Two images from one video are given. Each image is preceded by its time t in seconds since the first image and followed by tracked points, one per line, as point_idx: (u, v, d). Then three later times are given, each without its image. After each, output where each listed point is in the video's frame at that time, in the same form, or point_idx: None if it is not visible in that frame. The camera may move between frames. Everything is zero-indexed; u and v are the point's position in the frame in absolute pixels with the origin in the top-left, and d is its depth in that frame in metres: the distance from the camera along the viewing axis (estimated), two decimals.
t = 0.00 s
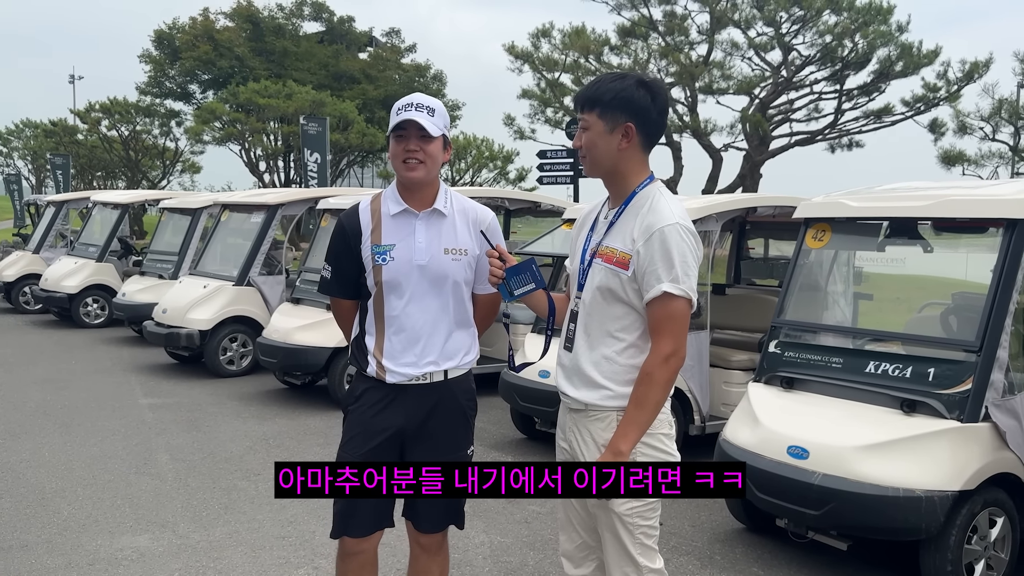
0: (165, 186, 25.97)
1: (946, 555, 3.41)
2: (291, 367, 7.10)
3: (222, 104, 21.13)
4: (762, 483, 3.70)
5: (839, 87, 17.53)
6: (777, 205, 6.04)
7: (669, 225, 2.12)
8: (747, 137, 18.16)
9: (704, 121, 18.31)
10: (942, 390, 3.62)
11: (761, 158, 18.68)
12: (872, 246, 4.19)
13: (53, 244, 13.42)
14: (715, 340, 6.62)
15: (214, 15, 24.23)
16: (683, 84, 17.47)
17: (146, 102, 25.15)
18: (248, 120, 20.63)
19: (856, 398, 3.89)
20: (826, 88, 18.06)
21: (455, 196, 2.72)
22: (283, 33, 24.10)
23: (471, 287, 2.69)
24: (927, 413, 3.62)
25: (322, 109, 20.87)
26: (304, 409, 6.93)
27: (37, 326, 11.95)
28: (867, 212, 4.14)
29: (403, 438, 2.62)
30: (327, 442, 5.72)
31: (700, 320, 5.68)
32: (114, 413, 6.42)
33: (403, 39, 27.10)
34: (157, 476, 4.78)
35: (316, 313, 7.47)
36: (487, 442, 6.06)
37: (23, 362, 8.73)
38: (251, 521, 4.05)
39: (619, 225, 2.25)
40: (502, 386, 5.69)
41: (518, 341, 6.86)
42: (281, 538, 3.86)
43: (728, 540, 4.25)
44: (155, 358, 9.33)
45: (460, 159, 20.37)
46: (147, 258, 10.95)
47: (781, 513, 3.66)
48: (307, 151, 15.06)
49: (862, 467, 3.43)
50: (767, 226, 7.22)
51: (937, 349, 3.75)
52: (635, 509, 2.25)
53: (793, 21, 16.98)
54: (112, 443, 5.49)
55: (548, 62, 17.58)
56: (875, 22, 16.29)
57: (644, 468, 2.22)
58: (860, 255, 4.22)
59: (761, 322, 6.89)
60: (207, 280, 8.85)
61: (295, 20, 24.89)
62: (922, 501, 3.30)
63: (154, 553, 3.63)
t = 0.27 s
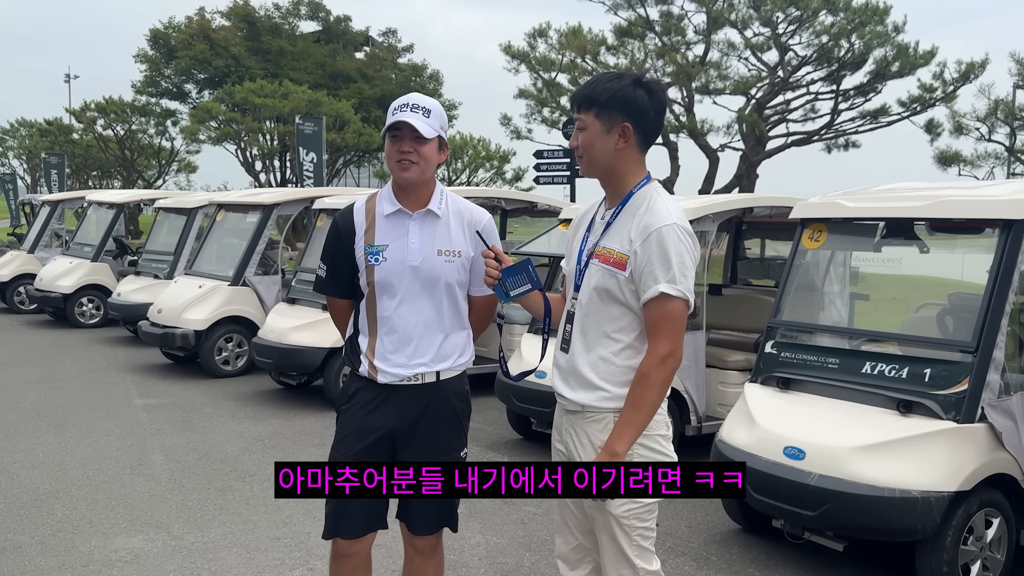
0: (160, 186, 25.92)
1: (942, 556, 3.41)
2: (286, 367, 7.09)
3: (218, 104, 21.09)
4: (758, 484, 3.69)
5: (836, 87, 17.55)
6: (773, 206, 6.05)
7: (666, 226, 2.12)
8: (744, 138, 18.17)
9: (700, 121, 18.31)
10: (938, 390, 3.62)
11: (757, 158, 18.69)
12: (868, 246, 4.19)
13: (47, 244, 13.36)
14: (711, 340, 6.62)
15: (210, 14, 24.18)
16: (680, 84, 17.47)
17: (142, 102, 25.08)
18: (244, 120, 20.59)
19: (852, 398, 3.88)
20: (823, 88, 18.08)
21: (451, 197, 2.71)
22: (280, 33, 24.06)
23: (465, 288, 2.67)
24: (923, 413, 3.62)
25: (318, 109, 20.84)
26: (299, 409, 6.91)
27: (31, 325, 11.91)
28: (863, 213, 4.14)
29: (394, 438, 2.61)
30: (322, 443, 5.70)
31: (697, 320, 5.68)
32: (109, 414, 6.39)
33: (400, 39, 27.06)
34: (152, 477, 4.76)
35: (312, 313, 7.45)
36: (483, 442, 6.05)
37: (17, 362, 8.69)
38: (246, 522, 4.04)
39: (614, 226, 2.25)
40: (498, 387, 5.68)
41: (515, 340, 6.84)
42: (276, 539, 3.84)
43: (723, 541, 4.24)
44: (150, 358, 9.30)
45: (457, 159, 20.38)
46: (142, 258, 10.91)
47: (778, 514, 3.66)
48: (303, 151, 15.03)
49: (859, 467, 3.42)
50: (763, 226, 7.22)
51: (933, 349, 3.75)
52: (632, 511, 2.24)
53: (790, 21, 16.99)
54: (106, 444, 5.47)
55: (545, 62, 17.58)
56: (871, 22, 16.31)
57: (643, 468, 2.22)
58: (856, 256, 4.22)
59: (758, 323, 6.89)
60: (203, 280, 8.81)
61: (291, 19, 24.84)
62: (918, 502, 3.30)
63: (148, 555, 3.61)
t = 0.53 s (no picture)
0: (156, 185, 25.86)
1: (937, 555, 3.41)
2: (282, 367, 7.07)
3: (214, 103, 21.05)
4: (754, 483, 3.69)
5: (832, 87, 17.56)
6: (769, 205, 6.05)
7: (663, 225, 2.11)
8: (740, 137, 18.18)
9: (697, 121, 18.32)
10: (934, 390, 3.62)
11: (754, 158, 18.70)
12: (864, 246, 4.19)
13: (43, 243, 13.33)
14: (707, 339, 6.62)
15: (206, 13, 24.13)
16: (677, 84, 17.48)
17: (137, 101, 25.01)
18: (240, 119, 20.56)
19: (848, 398, 3.88)
20: (819, 88, 18.09)
21: (447, 196, 2.71)
22: (276, 32, 24.01)
23: (461, 288, 2.66)
24: (919, 413, 3.62)
25: (314, 108, 20.81)
26: (295, 409, 6.90)
27: (27, 325, 11.88)
28: (859, 212, 4.14)
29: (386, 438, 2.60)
30: (318, 443, 5.69)
31: (693, 320, 5.68)
32: (104, 414, 6.37)
33: (397, 38, 27.03)
34: (147, 476, 4.74)
35: (309, 313, 7.44)
36: (479, 441, 6.04)
37: (12, 362, 8.67)
38: (242, 522, 4.03)
39: (611, 225, 2.24)
40: (494, 386, 5.67)
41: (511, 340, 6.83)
42: (271, 539, 3.83)
43: (719, 540, 4.24)
44: (146, 358, 9.28)
45: (453, 158, 20.38)
46: (138, 257, 10.89)
47: (774, 513, 3.65)
48: (300, 150, 15.00)
49: (855, 467, 3.42)
50: (759, 226, 7.23)
51: (929, 349, 3.75)
52: (629, 511, 2.23)
53: (786, 21, 17.01)
54: (102, 443, 5.45)
55: (542, 62, 17.58)
56: (868, 22, 16.32)
57: (643, 468, 2.22)
58: (853, 255, 4.22)
59: (754, 322, 6.90)
60: (198, 279, 8.79)
61: (288, 18, 24.79)
62: (913, 501, 3.30)
63: (143, 555, 3.60)
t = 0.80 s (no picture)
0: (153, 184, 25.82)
1: (934, 554, 3.41)
2: (279, 366, 7.06)
3: (211, 102, 21.01)
4: (751, 483, 3.69)
5: (829, 86, 17.57)
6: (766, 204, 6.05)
7: (662, 224, 2.11)
8: (738, 136, 18.18)
9: (694, 120, 18.32)
10: (931, 388, 3.62)
11: (751, 157, 18.71)
12: (861, 245, 4.19)
13: (39, 242, 13.29)
14: (704, 338, 6.62)
15: (203, 11, 24.09)
16: (674, 83, 17.48)
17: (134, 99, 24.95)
18: (237, 118, 20.52)
19: (846, 397, 3.88)
20: (817, 87, 18.10)
21: (443, 194, 2.70)
22: (273, 30, 23.97)
23: (458, 287, 2.66)
24: (915, 412, 3.62)
25: (311, 106, 20.79)
26: (292, 408, 6.89)
27: (23, 324, 11.85)
28: (857, 211, 4.14)
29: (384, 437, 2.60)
30: (315, 442, 5.68)
31: (691, 319, 5.68)
32: (100, 413, 6.36)
33: (394, 37, 27.01)
34: (144, 476, 4.73)
35: (306, 312, 7.42)
36: (476, 441, 6.04)
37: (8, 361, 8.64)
38: (238, 521, 4.02)
39: (610, 223, 2.23)
40: (492, 385, 5.66)
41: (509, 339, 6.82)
42: (268, 538, 3.83)
43: (716, 539, 4.24)
44: (143, 357, 9.26)
45: (450, 157, 20.38)
46: (134, 256, 10.87)
47: (770, 512, 3.65)
48: (297, 149, 14.97)
49: (852, 466, 3.42)
50: (757, 225, 7.23)
51: (926, 348, 3.75)
52: (627, 511, 2.23)
53: (784, 20, 17.02)
54: (98, 443, 5.44)
55: (539, 60, 17.57)
56: (865, 21, 16.33)
57: (643, 468, 2.22)
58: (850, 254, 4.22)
59: (751, 322, 6.90)
60: (195, 278, 8.78)
61: (285, 17, 24.75)
62: (910, 500, 3.30)
63: (139, 554, 3.59)
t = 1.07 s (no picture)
0: (156, 178, 25.82)
1: (937, 547, 3.42)
2: (282, 359, 7.08)
3: (213, 95, 20.99)
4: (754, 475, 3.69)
5: (833, 78, 17.51)
6: (771, 197, 6.04)
7: (661, 216, 2.10)
8: (741, 129, 18.13)
9: (698, 113, 18.27)
10: (934, 381, 3.62)
11: (755, 150, 18.66)
12: (865, 238, 4.18)
13: (43, 236, 13.31)
14: (707, 332, 6.62)
15: (206, 5, 24.05)
16: (678, 75, 17.43)
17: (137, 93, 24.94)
18: (240, 112, 20.50)
19: (849, 390, 3.88)
20: (821, 80, 18.03)
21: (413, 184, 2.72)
22: (276, 24, 23.93)
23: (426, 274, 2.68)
24: (919, 405, 3.62)
25: (314, 100, 20.77)
26: (296, 401, 6.91)
27: (28, 318, 11.88)
28: (861, 204, 4.13)
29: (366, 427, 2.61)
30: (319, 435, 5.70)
31: (694, 312, 5.68)
32: (105, 406, 6.38)
33: (397, 30, 26.96)
34: (149, 468, 4.75)
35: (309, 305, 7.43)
36: (480, 434, 6.05)
37: (13, 354, 8.67)
38: (243, 514, 4.04)
39: (611, 215, 2.23)
40: (495, 378, 5.67)
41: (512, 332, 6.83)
42: (273, 530, 3.84)
43: (719, 532, 4.25)
44: (147, 351, 9.28)
45: (453, 151, 20.37)
46: (138, 250, 10.89)
47: (774, 505, 3.66)
48: (300, 142, 14.96)
49: (855, 459, 3.43)
50: (760, 218, 7.22)
51: (930, 341, 3.75)
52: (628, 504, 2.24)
53: (788, 12, 16.96)
54: (103, 435, 5.46)
55: (542, 53, 17.52)
56: (869, 14, 16.25)
57: (649, 466, 2.22)
58: (854, 247, 4.21)
59: (754, 315, 6.90)
60: (199, 272, 8.80)
61: (287, 10, 24.70)
62: (913, 493, 3.31)
63: (145, 546, 3.60)
